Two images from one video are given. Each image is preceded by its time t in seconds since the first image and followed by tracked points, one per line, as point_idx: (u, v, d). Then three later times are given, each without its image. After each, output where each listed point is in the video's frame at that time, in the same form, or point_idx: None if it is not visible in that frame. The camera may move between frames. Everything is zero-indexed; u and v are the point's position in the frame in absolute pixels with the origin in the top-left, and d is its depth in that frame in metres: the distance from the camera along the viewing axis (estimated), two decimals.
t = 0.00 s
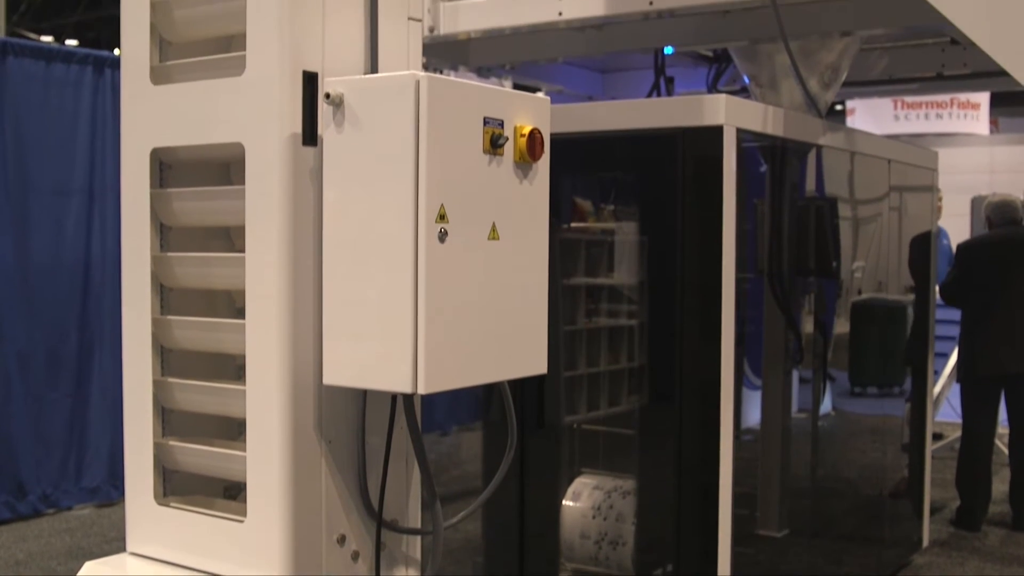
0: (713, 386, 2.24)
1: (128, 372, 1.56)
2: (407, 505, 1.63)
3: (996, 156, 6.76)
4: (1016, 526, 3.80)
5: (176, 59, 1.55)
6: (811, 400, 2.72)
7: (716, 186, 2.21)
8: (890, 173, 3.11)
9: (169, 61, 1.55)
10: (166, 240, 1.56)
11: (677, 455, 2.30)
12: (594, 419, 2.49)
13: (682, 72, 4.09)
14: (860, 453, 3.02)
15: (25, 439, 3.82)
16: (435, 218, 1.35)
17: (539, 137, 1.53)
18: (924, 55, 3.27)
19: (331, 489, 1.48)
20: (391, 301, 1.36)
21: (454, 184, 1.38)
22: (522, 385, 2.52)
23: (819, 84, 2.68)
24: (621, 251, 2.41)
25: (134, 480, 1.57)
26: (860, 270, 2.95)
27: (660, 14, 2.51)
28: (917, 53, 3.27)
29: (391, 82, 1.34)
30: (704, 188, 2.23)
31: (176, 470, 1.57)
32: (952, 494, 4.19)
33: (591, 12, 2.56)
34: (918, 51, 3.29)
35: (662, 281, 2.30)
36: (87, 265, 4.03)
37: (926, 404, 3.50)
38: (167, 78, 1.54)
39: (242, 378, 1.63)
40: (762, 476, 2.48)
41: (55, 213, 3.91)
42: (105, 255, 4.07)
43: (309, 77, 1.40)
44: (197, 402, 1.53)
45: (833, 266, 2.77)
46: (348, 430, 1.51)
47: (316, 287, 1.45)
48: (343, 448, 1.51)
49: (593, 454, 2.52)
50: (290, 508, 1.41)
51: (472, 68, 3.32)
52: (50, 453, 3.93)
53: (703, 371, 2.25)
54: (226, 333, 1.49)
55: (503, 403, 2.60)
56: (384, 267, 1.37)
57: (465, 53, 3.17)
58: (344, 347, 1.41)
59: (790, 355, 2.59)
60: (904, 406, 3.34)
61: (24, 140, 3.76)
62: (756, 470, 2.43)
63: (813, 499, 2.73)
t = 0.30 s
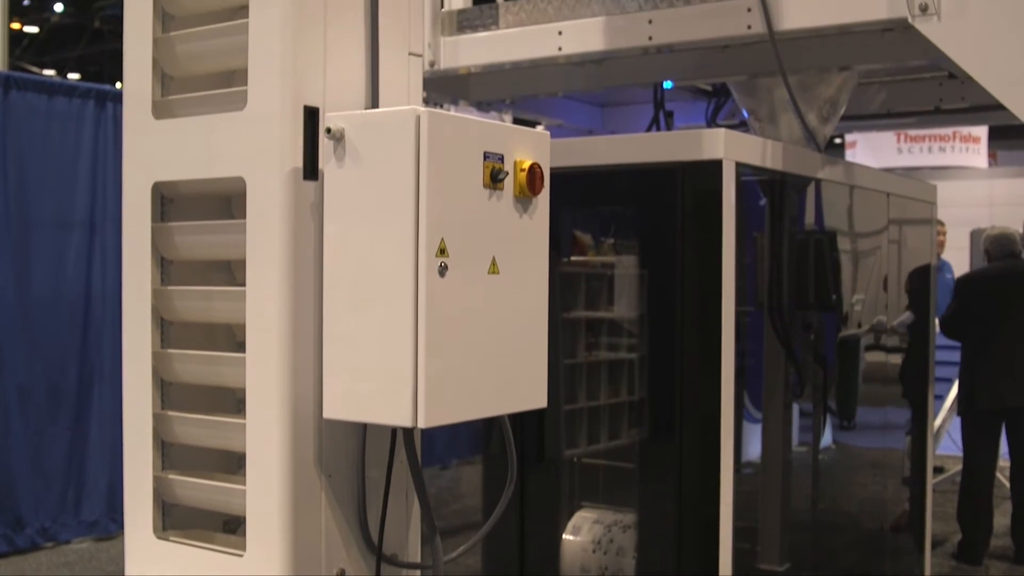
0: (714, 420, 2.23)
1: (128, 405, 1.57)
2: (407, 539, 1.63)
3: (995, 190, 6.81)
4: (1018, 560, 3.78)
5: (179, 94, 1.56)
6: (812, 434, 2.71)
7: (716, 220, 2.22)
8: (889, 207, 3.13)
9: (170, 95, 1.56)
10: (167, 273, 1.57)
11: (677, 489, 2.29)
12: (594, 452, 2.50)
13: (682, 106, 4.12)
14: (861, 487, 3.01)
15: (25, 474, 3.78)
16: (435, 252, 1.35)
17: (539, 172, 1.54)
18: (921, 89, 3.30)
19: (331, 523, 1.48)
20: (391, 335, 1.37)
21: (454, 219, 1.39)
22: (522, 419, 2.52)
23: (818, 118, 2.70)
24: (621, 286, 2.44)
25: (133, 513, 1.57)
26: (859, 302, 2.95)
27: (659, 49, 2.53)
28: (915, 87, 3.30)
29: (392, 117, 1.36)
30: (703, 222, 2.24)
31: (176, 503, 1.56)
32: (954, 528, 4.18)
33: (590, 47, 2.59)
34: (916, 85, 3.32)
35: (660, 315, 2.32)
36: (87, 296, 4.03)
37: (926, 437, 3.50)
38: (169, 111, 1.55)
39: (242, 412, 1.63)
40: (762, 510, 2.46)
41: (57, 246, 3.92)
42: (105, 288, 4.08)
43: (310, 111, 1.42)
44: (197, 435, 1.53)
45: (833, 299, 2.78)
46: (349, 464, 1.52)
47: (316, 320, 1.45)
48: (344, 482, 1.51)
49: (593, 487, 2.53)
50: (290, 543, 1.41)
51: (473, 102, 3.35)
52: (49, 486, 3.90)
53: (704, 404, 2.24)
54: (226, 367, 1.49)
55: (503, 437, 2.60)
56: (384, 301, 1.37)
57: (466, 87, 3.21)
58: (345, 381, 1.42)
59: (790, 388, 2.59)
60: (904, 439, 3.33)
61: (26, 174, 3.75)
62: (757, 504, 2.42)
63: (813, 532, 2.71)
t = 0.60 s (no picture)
0: (713, 449, 2.23)
1: (128, 434, 1.57)
2: (407, 569, 1.63)
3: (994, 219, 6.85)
4: None
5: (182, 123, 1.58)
6: (812, 462, 2.71)
7: (716, 249, 2.22)
8: (888, 235, 3.14)
9: (172, 125, 1.58)
10: (167, 302, 1.58)
11: (678, 518, 2.28)
12: (594, 482, 2.52)
13: (681, 135, 4.13)
14: (862, 516, 2.99)
15: (23, 503, 3.71)
16: (435, 281, 1.36)
17: (539, 201, 1.55)
18: (920, 119, 3.32)
19: (331, 552, 1.48)
20: (390, 364, 1.37)
21: (454, 249, 1.39)
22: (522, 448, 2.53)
23: (817, 148, 2.71)
24: (621, 315, 2.45)
25: (132, 543, 1.56)
26: (859, 331, 2.95)
27: (659, 79, 2.55)
28: (914, 116, 3.32)
29: (392, 147, 1.37)
30: (703, 251, 2.24)
31: (175, 532, 1.56)
32: (955, 557, 4.16)
33: (590, 78, 2.61)
34: (914, 115, 3.34)
35: (660, 344, 2.32)
36: (88, 325, 3.96)
37: (927, 468, 3.47)
38: (170, 141, 1.56)
39: (242, 441, 1.63)
40: (763, 540, 2.45)
41: (57, 275, 3.85)
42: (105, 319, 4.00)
43: (312, 141, 1.43)
44: (196, 464, 1.53)
45: (833, 327, 2.78)
46: (349, 493, 1.51)
47: (316, 349, 1.46)
48: (344, 511, 1.50)
49: (594, 516, 2.53)
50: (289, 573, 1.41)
51: (473, 131, 3.37)
52: (48, 514, 3.83)
53: (704, 433, 2.24)
54: (226, 396, 1.49)
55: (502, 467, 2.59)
56: (383, 331, 1.38)
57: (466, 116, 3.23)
58: (345, 410, 1.42)
59: (791, 416, 2.59)
60: (904, 468, 3.31)
61: (30, 210, 3.69)
62: (757, 533, 2.41)
63: (814, 561, 2.70)
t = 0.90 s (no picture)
0: (713, 472, 2.23)
1: (127, 457, 1.57)
2: None
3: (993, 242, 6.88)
4: None
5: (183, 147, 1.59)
6: (812, 485, 2.70)
7: (716, 272, 2.23)
8: (888, 258, 3.14)
9: (173, 149, 1.59)
10: (167, 325, 1.58)
11: (678, 541, 2.28)
12: (594, 505, 2.51)
13: (682, 159, 4.13)
14: (863, 539, 2.98)
15: (22, 529, 3.38)
16: (435, 305, 1.37)
17: (539, 226, 1.56)
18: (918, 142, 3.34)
19: None
20: (390, 387, 1.38)
21: (454, 272, 1.40)
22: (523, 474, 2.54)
23: (815, 170, 2.72)
24: (621, 337, 2.45)
25: (131, 566, 1.56)
26: (859, 353, 2.95)
27: (658, 103, 2.57)
28: (913, 140, 3.34)
29: (392, 170, 1.38)
30: (703, 274, 2.25)
31: (174, 555, 1.56)
32: None
33: (590, 101, 2.63)
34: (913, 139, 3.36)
35: (660, 367, 2.32)
36: (88, 347, 3.63)
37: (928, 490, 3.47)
38: (171, 165, 1.57)
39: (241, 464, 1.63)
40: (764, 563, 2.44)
41: (56, 296, 3.51)
42: (106, 343, 3.67)
43: (312, 165, 1.44)
44: (196, 487, 1.53)
45: (833, 350, 2.78)
46: (348, 516, 1.51)
47: (316, 371, 1.46)
48: (343, 535, 1.50)
49: (594, 538, 2.52)
50: None
51: (474, 155, 3.38)
52: (45, 540, 3.50)
53: (704, 456, 2.24)
54: (225, 418, 1.50)
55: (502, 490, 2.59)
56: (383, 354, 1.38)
57: (466, 140, 3.25)
58: (344, 433, 1.42)
59: (791, 439, 2.58)
60: (904, 491, 3.29)
61: (27, 230, 3.36)
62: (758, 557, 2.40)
63: None
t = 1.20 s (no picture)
0: (713, 495, 2.22)
1: (126, 478, 1.57)
2: None
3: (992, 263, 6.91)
4: None
5: (183, 168, 1.60)
6: (813, 507, 2.69)
7: (716, 294, 2.23)
8: (888, 279, 3.15)
9: (174, 171, 1.60)
10: (167, 346, 1.58)
11: (679, 564, 2.28)
12: (594, 527, 2.50)
13: (682, 181, 4.14)
14: (863, 561, 2.98)
15: (21, 553, 3.30)
16: (435, 327, 1.37)
17: (538, 248, 1.56)
18: (917, 164, 3.36)
19: None
20: (391, 408, 1.38)
21: (453, 295, 1.40)
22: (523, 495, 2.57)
23: (815, 192, 2.73)
24: (621, 359, 2.44)
25: None
26: (859, 374, 2.95)
27: (658, 125, 2.58)
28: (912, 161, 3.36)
29: (393, 193, 1.38)
30: (704, 296, 2.25)
31: None
32: None
33: (590, 123, 2.64)
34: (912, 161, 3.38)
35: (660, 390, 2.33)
36: (88, 370, 3.59)
37: (930, 511, 3.46)
38: (172, 187, 1.58)
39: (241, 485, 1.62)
40: None
41: (57, 317, 3.45)
42: (105, 364, 3.63)
43: (313, 187, 1.45)
44: (195, 509, 1.52)
45: (833, 372, 2.78)
46: (348, 539, 1.51)
47: (315, 394, 1.46)
48: (343, 557, 1.50)
49: (594, 561, 2.51)
50: None
51: (473, 177, 3.40)
52: (43, 565, 3.40)
53: (704, 478, 2.24)
54: (225, 441, 1.50)
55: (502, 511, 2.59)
56: (384, 375, 1.39)
57: (466, 162, 3.26)
58: (344, 455, 1.42)
59: (792, 461, 2.58)
60: (905, 513, 3.28)
61: (27, 250, 3.31)
62: None
63: None
